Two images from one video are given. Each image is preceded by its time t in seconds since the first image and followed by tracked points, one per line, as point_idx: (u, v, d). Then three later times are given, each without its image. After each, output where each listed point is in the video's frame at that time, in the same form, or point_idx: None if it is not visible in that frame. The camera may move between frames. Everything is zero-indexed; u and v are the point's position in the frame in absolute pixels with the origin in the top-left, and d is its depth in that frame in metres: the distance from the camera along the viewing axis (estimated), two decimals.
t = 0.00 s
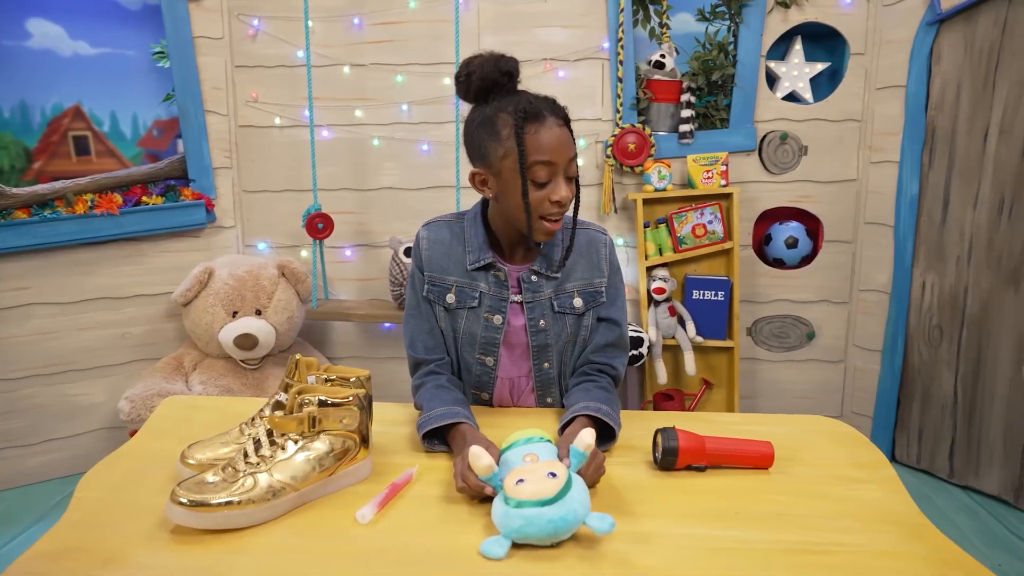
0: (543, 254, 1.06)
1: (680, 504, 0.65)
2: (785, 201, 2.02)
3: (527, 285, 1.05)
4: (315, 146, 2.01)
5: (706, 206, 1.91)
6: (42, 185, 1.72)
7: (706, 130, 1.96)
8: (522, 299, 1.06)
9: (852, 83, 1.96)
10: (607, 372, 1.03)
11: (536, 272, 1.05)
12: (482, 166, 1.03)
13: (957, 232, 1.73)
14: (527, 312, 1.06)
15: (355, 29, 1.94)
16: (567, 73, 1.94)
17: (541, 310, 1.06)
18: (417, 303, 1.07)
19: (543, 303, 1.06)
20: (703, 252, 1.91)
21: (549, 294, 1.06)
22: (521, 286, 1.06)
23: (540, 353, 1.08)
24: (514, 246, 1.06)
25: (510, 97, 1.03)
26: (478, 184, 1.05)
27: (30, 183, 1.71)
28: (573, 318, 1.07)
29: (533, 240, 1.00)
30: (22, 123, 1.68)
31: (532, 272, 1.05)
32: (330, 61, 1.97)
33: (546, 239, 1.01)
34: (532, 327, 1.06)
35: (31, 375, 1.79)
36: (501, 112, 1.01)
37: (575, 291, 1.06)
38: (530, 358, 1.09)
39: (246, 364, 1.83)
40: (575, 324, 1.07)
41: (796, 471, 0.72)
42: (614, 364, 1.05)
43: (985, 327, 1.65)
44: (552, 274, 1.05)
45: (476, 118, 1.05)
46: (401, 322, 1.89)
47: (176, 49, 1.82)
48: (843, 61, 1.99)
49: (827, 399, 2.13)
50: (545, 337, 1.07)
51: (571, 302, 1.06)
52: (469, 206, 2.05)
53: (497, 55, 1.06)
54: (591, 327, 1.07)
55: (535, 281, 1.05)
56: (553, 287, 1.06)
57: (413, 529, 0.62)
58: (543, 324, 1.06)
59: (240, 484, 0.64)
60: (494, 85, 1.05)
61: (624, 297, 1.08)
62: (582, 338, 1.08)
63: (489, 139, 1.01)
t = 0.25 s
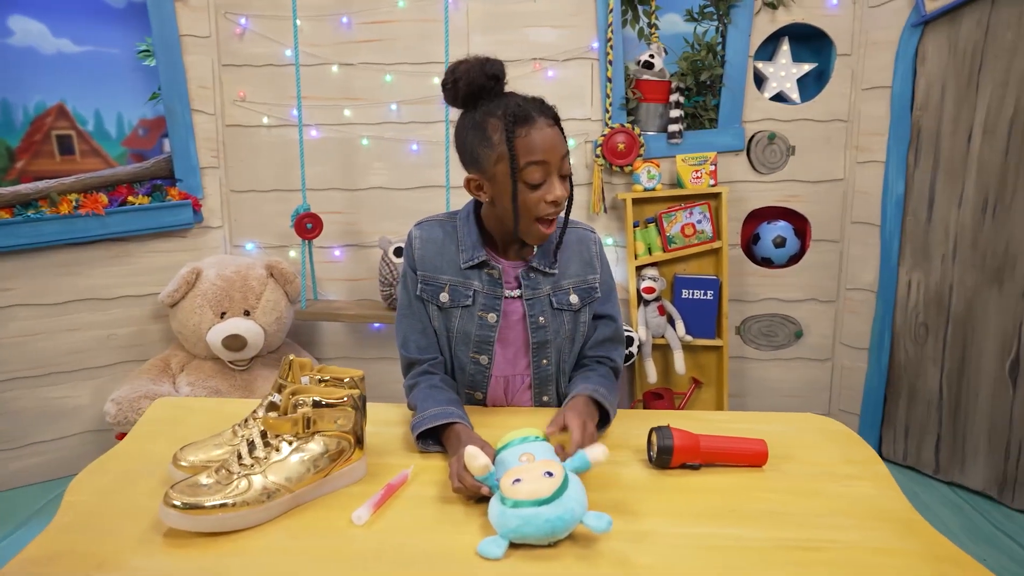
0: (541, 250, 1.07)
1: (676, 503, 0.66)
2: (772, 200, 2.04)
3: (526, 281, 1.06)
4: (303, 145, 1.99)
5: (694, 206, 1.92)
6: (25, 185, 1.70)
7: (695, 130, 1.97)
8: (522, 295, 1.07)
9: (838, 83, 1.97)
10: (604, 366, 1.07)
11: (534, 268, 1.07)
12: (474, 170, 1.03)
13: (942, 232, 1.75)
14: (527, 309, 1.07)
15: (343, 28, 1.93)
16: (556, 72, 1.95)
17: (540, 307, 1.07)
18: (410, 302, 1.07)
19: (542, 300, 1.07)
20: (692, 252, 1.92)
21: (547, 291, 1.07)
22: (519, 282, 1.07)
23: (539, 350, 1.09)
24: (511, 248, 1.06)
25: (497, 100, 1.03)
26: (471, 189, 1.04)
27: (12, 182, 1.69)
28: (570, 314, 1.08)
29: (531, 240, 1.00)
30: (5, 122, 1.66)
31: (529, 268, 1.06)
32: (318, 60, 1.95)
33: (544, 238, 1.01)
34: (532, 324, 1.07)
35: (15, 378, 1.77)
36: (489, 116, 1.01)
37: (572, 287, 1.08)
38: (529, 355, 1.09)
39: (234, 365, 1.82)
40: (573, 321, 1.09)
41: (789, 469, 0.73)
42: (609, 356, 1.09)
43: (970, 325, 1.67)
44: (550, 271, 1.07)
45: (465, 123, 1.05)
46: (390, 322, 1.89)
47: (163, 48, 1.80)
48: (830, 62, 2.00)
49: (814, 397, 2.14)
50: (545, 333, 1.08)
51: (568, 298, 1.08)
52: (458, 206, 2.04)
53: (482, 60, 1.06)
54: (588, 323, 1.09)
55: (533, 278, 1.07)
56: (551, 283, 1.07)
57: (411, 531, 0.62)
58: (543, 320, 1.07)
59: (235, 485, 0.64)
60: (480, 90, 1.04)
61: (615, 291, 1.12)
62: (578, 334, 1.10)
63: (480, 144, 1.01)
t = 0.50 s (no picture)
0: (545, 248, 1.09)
1: (676, 500, 0.66)
2: (763, 200, 2.05)
3: (534, 279, 1.08)
4: (293, 144, 1.98)
5: (686, 205, 1.92)
6: (10, 184, 1.67)
7: (686, 130, 1.98)
8: (530, 293, 1.08)
9: (827, 83, 1.99)
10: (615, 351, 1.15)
11: (540, 266, 1.09)
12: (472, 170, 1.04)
13: (930, 231, 1.76)
14: (536, 306, 1.08)
15: (334, 27, 1.92)
16: (548, 72, 1.95)
17: (549, 304, 1.08)
18: (410, 300, 1.07)
19: (549, 297, 1.08)
20: (684, 251, 1.93)
21: (554, 289, 1.09)
22: (528, 280, 1.08)
23: (546, 347, 1.10)
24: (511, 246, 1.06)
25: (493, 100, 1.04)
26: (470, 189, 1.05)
27: None
28: (574, 312, 1.11)
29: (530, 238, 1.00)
30: None
31: (537, 266, 1.08)
32: (308, 59, 1.94)
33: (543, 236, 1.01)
34: (541, 321, 1.08)
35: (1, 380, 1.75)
36: (486, 116, 1.01)
37: (576, 285, 1.11)
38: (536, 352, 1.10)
39: (225, 366, 1.81)
40: (577, 318, 1.11)
41: (786, 466, 0.73)
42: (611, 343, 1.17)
43: (958, 323, 1.68)
44: (555, 269, 1.09)
45: (463, 124, 1.05)
46: (382, 322, 1.88)
47: (151, 46, 1.78)
48: (819, 62, 2.02)
49: (804, 395, 2.16)
50: (553, 330, 1.09)
51: (572, 296, 1.10)
52: (449, 205, 2.04)
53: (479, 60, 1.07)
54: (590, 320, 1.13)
55: (540, 276, 1.08)
56: (556, 281, 1.09)
57: (411, 531, 0.61)
58: (552, 317, 1.08)
59: (231, 486, 0.64)
60: (478, 91, 1.05)
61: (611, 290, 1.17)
62: (580, 331, 1.13)
63: (476, 143, 1.02)
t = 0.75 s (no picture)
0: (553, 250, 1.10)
1: (675, 499, 0.66)
2: (755, 199, 2.06)
3: (542, 282, 1.08)
4: (286, 143, 1.98)
5: (679, 205, 1.93)
6: None
7: (679, 129, 1.98)
8: (538, 295, 1.08)
9: (820, 83, 2.00)
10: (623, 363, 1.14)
11: (547, 270, 1.09)
12: (477, 167, 1.04)
13: (921, 230, 1.77)
14: (545, 309, 1.08)
15: (327, 26, 1.91)
16: (541, 71, 1.95)
17: (556, 308, 1.09)
18: (416, 298, 1.07)
19: (557, 300, 1.09)
20: (677, 250, 1.93)
21: (561, 292, 1.09)
22: (536, 284, 1.08)
23: (554, 350, 1.10)
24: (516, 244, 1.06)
25: (498, 97, 1.04)
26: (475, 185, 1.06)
27: None
28: (581, 316, 1.11)
29: (531, 235, 1.00)
30: None
31: (543, 269, 1.09)
32: (301, 58, 1.94)
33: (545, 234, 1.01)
34: (550, 324, 1.08)
35: None
36: (490, 112, 1.02)
37: (582, 290, 1.11)
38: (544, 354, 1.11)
39: (217, 367, 1.79)
40: (583, 322, 1.12)
41: (782, 464, 0.74)
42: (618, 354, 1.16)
43: (948, 321, 1.69)
44: (562, 272, 1.09)
45: (468, 120, 1.06)
46: (376, 322, 1.87)
47: (142, 45, 1.76)
48: (811, 62, 2.03)
49: (796, 394, 2.17)
50: (561, 334, 1.10)
51: (579, 300, 1.11)
52: (443, 204, 2.03)
53: (486, 56, 1.08)
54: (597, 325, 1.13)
55: (547, 279, 1.09)
56: (563, 285, 1.10)
57: (409, 530, 0.61)
58: (559, 321, 1.09)
59: (228, 488, 0.63)
60: (483, 86, 1.07)
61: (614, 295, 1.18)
62: (586, 336, 1.13)
63: (480, 139, 1.02)
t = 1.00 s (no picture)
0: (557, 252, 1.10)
1: (673, 499, 0.66)
2: (749, 199, 2.06)
3: (544, 283, 1.08)
4: (279, 143, 1.97)
5: (673, 205, 1.94)
6: None
7: (673, 129, 1.99)
8: (541, 296, 1.09)
9: (813, 83, 2.01)
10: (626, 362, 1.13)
11: (550, 270, 1.09)
12: (477, 165, 1.05)
13: (914, 230, 1.78)
14: (548, 309, 1.08)
15: (320, 25, 1.91)
16: (535, 71, 1.95)
17: (559, 308, 1.09)
18: (417, 299, 1.07)
19: (560, 300, 1.09)
20: (672, 250, 1.94)
21: (564, 292, 1.09)
22: (539, 285, 1.08)
23: (557, 350, 1.10)
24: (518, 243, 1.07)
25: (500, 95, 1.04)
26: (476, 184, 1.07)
27: None
28: (584, 315, 1.11)
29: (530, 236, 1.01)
30: None
31: (546, 270, 1.09)
32: (294, 57, 1.93)
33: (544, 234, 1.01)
34: (553, 324, 1.08)
35: None
36: (491, 111, 1.02)
37: (585, 289, 1.11)
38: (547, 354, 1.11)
39: (211, 368, 1.78)
40: (586, 321, 1.11)
41: (779, 464, 0.74)
42: (622, 352, 1.15)
43: (941, 321, 1.70)
44: (564, 272, 1.09)
45: (470, 118, 1.07)
46: (370, 322, 1.87)
47: (134, 44, 1.75)
48: (804, 63, 2.04)
49: (791, 393, 2.18)
50: (564, 334, 1.09)
51: (581, 299, 1.11)
52: (437, 204, 2.03)
53: (489, 53, 1.07)
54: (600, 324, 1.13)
55: (549, 279, 1.09)
56: (566, 285, 1.10)
57: (406, 531, 0.61)
58: (563, 321, 1.09)
59: (224, 490, 0.63)
60: (485, 83, 1.07)
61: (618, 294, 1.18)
62: (590, 335, 1.13)
63: (480, 138, 1.03)
